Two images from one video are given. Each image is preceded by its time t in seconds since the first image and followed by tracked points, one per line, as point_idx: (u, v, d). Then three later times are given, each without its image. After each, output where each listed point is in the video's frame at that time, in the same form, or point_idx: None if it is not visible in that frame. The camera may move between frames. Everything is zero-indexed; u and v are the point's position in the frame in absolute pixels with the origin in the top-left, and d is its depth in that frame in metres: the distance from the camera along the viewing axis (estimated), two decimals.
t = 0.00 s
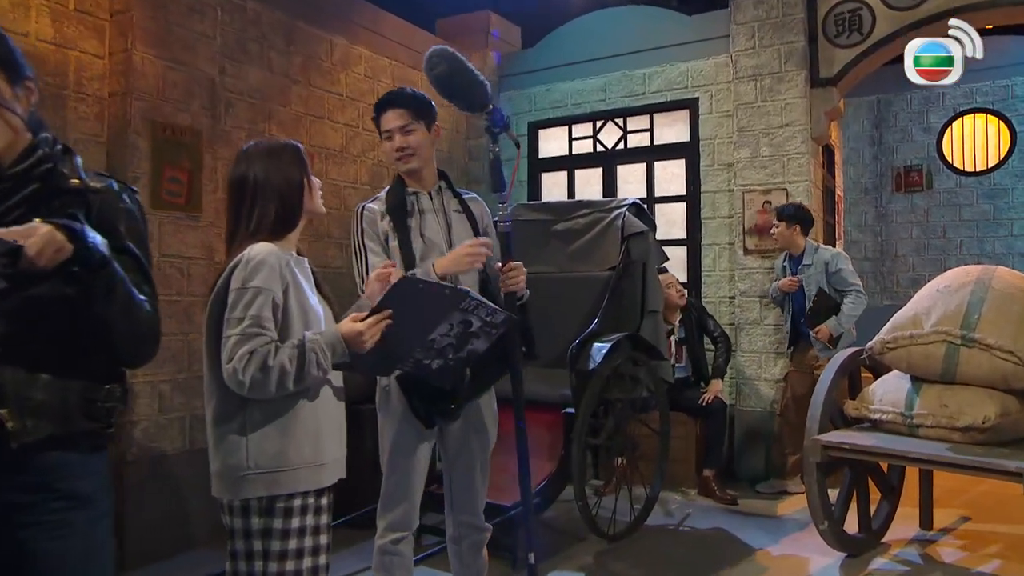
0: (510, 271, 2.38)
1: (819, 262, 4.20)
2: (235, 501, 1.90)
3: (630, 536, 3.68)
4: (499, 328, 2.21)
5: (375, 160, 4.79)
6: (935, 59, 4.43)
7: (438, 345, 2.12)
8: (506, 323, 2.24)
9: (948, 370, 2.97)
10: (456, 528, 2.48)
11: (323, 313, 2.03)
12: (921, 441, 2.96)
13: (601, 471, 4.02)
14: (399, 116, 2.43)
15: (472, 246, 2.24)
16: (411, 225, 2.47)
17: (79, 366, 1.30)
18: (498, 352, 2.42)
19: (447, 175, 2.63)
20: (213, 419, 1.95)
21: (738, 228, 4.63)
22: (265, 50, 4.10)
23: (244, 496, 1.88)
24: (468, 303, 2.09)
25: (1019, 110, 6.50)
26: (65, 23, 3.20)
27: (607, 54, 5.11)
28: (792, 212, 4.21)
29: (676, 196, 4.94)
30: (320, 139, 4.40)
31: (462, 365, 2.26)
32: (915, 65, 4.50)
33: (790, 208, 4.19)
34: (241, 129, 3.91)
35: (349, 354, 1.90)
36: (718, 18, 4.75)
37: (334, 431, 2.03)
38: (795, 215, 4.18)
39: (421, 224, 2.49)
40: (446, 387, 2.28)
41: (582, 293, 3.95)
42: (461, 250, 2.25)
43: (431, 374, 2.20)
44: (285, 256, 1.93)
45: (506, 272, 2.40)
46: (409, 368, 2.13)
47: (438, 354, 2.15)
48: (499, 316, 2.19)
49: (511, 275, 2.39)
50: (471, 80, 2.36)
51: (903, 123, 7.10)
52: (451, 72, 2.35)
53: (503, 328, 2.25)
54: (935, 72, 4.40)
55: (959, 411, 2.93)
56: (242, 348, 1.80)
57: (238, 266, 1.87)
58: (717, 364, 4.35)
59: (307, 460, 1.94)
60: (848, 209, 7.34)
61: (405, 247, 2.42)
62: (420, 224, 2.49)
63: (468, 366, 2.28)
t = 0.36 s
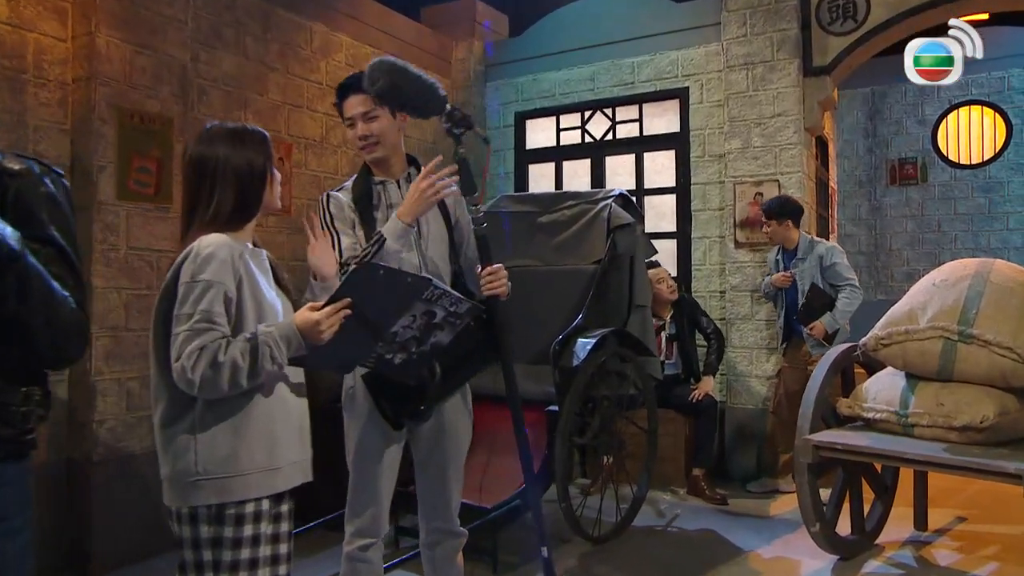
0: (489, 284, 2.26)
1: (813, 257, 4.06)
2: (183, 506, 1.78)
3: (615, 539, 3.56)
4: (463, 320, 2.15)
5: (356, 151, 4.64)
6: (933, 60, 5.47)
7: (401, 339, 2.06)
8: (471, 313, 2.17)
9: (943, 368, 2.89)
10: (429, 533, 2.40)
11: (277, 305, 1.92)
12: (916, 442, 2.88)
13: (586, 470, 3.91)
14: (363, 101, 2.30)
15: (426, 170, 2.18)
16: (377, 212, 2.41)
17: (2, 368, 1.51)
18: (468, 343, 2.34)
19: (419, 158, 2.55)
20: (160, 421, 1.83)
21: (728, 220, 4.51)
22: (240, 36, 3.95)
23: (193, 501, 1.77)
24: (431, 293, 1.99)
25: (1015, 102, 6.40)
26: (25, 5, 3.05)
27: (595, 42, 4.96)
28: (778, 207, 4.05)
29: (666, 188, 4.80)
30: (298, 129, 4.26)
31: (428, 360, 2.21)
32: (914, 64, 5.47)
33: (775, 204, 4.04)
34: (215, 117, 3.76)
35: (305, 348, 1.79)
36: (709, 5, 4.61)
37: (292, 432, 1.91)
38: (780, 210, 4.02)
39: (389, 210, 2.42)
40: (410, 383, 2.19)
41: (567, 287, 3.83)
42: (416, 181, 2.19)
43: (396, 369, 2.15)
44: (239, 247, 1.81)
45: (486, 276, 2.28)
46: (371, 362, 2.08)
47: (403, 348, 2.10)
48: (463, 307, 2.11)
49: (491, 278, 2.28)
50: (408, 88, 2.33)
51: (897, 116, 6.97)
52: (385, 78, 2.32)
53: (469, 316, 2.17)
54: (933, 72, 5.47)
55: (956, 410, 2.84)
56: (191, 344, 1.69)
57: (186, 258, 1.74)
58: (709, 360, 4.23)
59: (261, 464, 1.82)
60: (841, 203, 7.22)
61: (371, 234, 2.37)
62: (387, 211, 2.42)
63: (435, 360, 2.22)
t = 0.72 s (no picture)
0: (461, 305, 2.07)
1: (812, 252, 3.91)
2: (128, 519, 1.54)
3: (603, 544, 3.41)
4: (437, 304, 1.90)
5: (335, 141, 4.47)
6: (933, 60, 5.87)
7: (372, 330, 1.81)
8: (443, 296, 1.93)
9: (945, 367, 2.74)
10: (400, 542, 2.24)
11: (229, 298, 1.71)
12: (917, 444, 2.75)
13: (572, 473, 3.76)
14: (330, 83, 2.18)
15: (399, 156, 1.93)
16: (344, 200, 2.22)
17: None
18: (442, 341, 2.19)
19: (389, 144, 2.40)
20: (103, 425, 1.58)
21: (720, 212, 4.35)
22: (211, 19, 3.77)
23: (139, 514, 1.52)
24: (399, 277, 1.74)
25: (1016, 92, 6.25)
26: None
27: (585, 28, 4.78)
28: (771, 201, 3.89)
29: (658, 179, 4.63)
30: (274, 118, 4.09)
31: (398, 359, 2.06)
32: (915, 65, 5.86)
33: (767, 199, 3.88)
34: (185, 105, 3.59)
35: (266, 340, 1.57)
36: None
37: (252, 435, 1.67)
38: (772, 204, 3.87)
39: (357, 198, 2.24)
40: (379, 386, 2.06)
41: (553, 282, 3.66)
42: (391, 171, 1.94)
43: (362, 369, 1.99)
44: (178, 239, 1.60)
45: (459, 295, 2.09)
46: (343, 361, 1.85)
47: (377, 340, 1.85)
48: (437, 290, 1.88)
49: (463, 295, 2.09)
50: (346, 119, 1.79)
51: (896, 106, 6.80)
52: (318, 104, 1.80)
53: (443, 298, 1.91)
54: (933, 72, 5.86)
55: (958, 411, 2.70)
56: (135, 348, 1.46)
57: (121, 253, 1.53)
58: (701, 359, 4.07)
59: (217, 470, 1.59)
60: (838, 196, 7.05)
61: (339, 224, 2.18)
62: (354, 200, 2.24)
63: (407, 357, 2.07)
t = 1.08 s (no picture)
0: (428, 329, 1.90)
1: (803, 249, 3.78)
2: (51, 542, 1.37)
3: (585, 553, 3.28)
4: (397, 314, 1.79)
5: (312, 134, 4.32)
6: (934, 60, 6.08)
7: (325, 338, 1.71)
8: (404, 305, 1.81)
9: (941, 369, 2.62)
10: (366, 556, 2.10)
11: (171, 299, 1.54)
12: (914, 449, 2.64)
13: (554, 477, 3.63)
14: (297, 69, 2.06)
15: (354, 170, 1.75)
16: (305, 196, 2.04)
17: None
18: (407, 340, 2.06)
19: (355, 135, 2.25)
20: (24, 439, 1.40)
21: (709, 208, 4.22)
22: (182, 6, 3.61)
23: (63, 537, 1.35)
24: (353, 284, 1.61)
25: (1011, 87, 6.15)
26: None
27: (571, 19, 4.64)
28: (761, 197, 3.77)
29: (645, 174, 4.50)
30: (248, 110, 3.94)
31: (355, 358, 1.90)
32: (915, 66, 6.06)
33: (756, 194, 3.76)
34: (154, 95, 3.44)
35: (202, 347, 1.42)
36: None
37: (193, 446, 1.51)
38: (761, 200, 3.74)
39: (320, 193, 2.07)
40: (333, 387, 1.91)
41: (532, 279, 3.56)
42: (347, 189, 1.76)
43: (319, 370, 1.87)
44: (110, 230, 1.44)
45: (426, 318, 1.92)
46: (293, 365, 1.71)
47: (329, 347, 1.75)
48: (396, 298, 1.75)
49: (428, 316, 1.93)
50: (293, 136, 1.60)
51: (889, 102, 6.68)
52: (263, 120, 1.59)
53: (404, 309, 1.81)
54: (933, 72, 6.09)
55: (955, 414, 2.59)
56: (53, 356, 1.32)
57: (43, 249, 1.38)
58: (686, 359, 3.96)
59: (153, 486, 1.42)
60: (830, 192, 6.93)
61: (299, 223, 2.00)
62: (316, 196, 2.06)
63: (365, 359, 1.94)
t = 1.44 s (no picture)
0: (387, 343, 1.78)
1: (793, 248, 3.68)
2: None
3: (569, 561, 3.17)
4: (360, 328, 1.73)
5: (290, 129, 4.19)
6: (933, 60, 6.02)
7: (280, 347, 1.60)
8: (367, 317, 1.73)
9: (937, 371, 2.52)
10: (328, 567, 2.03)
11: (106, 296, 1.42)
12: (908, 453, 2.55)
13: (538, 481, 3.53)
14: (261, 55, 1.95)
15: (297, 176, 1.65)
16: (264, 191, 1.95)
17: None
18: (366, 347, 2.00)
19: (321, 125, 2.12)
20: None
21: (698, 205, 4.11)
22: None
23: None
24: (310, 294, 1.51)
25: (1005, 83, 6.06)
26: None
27: (557, 12, 4.51)
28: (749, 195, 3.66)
29: (633, 170, 4.38)
30: (223, 104, 3.80)
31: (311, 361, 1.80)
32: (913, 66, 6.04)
33: (744, 193, 3.64)
34: (123, 87, 3.30)
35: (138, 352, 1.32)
36: None
37: (132, 459, 1.40)
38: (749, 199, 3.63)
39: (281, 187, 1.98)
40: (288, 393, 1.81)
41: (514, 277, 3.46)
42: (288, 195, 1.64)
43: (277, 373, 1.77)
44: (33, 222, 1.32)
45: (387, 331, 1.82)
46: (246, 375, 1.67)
47: (287, 360, 1.71)
48: (359, 312, 1.69)
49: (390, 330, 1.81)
50: (217, 144, 1.50)
51: (882, 98, 6.58)
52: (179, 127, 1.47)
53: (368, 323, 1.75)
54: (933, 72, 6.05)
55: (950, 418, 2.50)
56: None
57: None
58: (673, 359, 3.90)
59: (86, 503, 1.31)
60: (823, 190, 6.83)
61: (258, 218, 1.91)
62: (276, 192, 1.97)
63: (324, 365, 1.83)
